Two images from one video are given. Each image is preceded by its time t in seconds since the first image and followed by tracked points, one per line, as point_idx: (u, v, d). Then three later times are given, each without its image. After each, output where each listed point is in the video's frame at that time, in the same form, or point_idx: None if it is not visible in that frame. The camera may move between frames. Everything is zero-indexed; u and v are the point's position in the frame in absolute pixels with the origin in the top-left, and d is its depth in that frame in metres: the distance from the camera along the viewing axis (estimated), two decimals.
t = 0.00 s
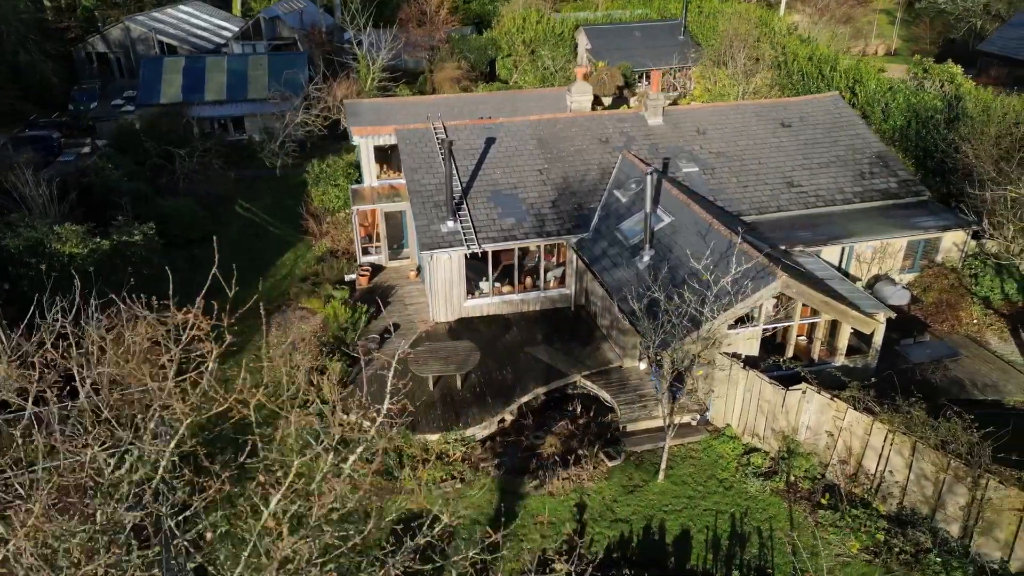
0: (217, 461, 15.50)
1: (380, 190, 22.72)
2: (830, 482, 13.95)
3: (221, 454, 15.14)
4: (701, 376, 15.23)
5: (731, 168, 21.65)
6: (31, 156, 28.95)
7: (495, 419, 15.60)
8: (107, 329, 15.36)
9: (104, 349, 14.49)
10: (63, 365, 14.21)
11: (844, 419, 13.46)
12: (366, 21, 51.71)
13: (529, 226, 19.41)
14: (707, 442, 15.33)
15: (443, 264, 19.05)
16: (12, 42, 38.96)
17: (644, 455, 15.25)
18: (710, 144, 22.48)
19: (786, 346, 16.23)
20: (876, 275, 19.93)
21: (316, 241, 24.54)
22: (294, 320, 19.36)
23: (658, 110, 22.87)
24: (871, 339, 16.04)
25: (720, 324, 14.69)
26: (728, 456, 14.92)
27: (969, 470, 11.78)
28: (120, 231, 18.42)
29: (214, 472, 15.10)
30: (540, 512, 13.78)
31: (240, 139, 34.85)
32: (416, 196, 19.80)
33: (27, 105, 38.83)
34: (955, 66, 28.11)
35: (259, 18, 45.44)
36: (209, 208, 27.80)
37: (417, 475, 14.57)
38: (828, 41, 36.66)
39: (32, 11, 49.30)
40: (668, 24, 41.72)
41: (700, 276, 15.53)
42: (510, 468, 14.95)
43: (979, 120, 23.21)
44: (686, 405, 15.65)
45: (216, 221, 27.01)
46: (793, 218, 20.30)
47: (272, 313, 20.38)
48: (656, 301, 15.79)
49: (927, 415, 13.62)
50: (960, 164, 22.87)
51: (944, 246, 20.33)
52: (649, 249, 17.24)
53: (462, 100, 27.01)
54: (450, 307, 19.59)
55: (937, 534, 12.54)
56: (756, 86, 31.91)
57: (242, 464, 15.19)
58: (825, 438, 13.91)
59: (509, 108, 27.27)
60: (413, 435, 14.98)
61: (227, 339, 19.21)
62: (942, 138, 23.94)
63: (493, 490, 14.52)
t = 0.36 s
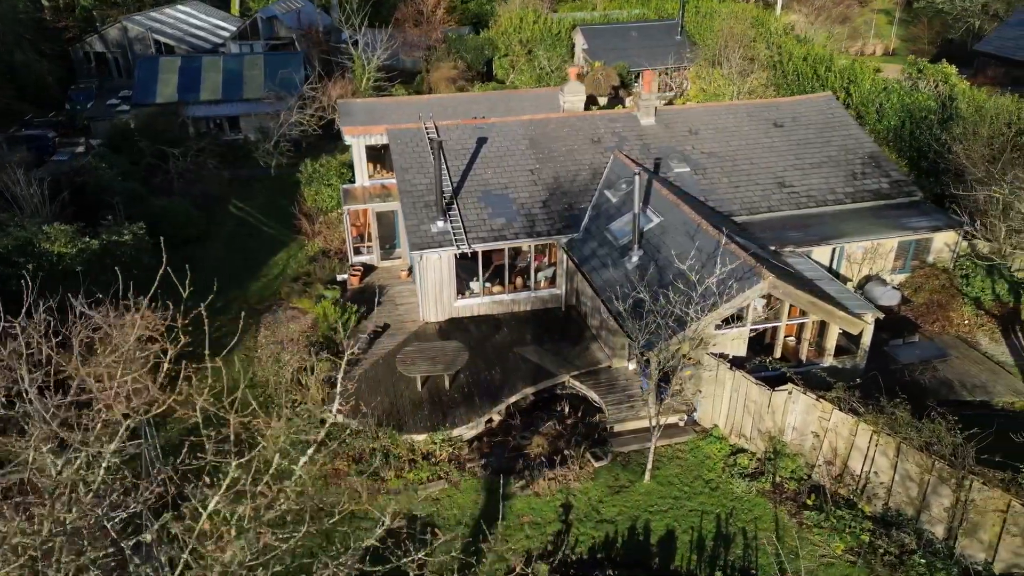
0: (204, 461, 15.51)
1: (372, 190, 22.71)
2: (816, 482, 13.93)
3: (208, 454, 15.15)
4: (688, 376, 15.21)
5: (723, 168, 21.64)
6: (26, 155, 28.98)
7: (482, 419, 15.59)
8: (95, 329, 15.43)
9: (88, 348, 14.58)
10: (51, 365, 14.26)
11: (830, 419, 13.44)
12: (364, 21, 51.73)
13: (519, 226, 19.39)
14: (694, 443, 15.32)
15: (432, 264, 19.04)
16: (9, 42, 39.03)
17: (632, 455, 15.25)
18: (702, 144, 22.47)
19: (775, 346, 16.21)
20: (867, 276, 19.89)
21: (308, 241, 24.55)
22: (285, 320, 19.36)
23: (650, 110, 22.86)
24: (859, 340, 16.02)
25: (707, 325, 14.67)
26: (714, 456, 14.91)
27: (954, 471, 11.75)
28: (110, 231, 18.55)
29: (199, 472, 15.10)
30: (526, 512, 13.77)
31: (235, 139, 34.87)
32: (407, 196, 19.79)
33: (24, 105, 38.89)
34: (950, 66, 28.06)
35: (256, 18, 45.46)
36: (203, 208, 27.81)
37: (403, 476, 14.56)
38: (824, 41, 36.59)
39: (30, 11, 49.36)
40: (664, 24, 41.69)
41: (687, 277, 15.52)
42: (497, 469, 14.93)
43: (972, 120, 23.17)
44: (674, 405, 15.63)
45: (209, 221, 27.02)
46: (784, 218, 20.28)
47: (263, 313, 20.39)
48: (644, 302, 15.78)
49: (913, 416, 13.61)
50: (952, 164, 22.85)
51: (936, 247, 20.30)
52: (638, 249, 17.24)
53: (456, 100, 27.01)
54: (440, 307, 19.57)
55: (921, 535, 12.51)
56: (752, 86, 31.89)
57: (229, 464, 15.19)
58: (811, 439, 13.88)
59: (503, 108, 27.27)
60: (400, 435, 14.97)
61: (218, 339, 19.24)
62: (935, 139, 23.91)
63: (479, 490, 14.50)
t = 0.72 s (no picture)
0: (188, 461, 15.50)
1: (363, 189, 22.71)
2: (801, 483, 13.92)
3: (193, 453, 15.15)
4: (674, 376, 15.24)
5: (713, 168, 21.63)
6: (19, 155, 29.01)
7: (468, 419, 15.59)
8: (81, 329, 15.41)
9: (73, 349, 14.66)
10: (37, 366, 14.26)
11: (814, 420, 13.43)
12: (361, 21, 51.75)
13: (509, 226, 19.38)
14: (680, 443, 15.32)
15: (421, 264, 19.01)
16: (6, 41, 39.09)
17: (617, 456, 15.25)
18: (693, 144, 22.46)
19: (761, 347, 16.19)
20: (857, 276, 19.86)
21: (300, 241, 24.58)
22: (274, 320, 19.39)
23: (642, 110, 22.84)
24: (847, 340, 15.98)
25: (692, 325, 14.65)
26: (700, 457, 14.91)
27: (936, 473, 11.74)
28: (99, 231, 18.61)
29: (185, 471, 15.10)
30: (510, 512, 13.76)
31: (230, 139, 34.89)
32: (396, 196, 19.78)
33: (20, 105, 38.95)
34: (943, 66, 28.04)
35: (253, 18, 45.46)
36: (196, 208, 27.83)
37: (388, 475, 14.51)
38: (820, 41, 36.53)
39: (27, 10, 49.37)
40: (661, 24, 41.69)
41: (674, 277, 15.53)
42: (482, 468, 14.88)
43: (964, 120, 23.14)
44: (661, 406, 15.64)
45: (202, 221, 27.04)
46: (774, 219, 20.26)
47: (253, 313, 20.43)
48: (631, 302, 15.77)
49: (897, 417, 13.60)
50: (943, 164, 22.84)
51: (926, 247, 20.28)
52: (626, 249, 17.24)
53: (449, 101, 27.02)
54: (430, 307, 19.57)
55: (905, 536, 12.48)
56: (746, 86, 31.90)
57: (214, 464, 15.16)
58: (795, 439, 13.85)
59: (496, 108, 27.27)
60: (385, 435, 14.96)
61: (206, 340, 19.26)
62: (927, 139, 23.89)
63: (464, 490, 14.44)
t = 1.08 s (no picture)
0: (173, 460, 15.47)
1: (354, 189, 22.69)
2: (785, 484, 13.90)
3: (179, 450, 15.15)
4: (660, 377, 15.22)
5: (704, 168, 21.62)
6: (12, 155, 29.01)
7: (454, 420, 15.57)
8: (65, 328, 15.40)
9: (56, 348, 14.64)
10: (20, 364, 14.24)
11: (798, 421, 13.40)
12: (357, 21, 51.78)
13: (497, 226, 19.34)
14: (666, 444, 15.31)
15: (410, 264, 18.98)
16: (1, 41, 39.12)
17: (602, 457, 15.23)
18: (684, 144, 22.44)
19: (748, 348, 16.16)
20: (847, 277, 19.81)
21: (292, 241, 24.58)
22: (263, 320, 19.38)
23: (633, 110, 22.82)
24: (833, 341, 15.94)
25: (677, 326, 14.64)
26: (685, 458, 14.89)
27: (917, 474, 11.70)
28: (86, 231, 18.62)
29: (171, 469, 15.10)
30: (493, 513, 13.74)
31: (224, 138, 34.89)
32: (385, 196, 19.76)
33: (16, 105, 38.98)
34: (937, 66, 28.00)
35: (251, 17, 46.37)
36: (189, 208, 27.83)
37: (371, 476, 14.49)
38: (815, 41, 36.48)
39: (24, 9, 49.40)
40: (657, 24, 41.67)
41: (660, 277, 15.51)
42: (466, 469, 14.85)
43: (956, 120, 23.08)
44: (646, 407, 15.62)
45: (194, 221, 27.04)
46: (764, 219, 20.22)
47: (242, 313, 20.42)
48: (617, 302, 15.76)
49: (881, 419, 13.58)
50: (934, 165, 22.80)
51: (916, 248, 20.24)
52: (613, 250, 17.24)
53: (441, 101, 27.02)
54: (418, 307, 19.55)
55: (887, 537, 12.46)
56: (740, 87, 31.90)
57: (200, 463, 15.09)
58: (779, 440, 13.82)
59: (488, 108, 27.25)
60: (370, 435, 14.94)
61: (194, 340, 19.26)
62: (918, 140, 23.85)
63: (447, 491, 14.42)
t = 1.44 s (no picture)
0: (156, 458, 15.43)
1: (344, 189, 22.69)
2: (767, 485, 13.89)
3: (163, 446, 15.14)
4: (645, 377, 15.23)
5: (693, 169, 21.61)
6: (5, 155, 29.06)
7: (439, 420, 15.57)
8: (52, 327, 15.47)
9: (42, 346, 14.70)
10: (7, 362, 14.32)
11: (780, 422, 13.38)
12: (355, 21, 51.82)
13: (485, 226, 19.34)
14: (650, 445, 15.30)
15: (397, 264, 18.97)
16: None
17: (586, 457, 15.22)
18: (674, 145, 22.43)
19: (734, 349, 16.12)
20: (835, 278, 19.79)
21: (283, 241, 24.61)
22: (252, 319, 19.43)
23: (623, 110, 22.81)
24: (819, 342, 15.91)
25: (660, 326, 14.63)
26: (669, 458, 14.88)
27: (898, 475, 11.68)
28: (74, 231, 18.68)
29: (152, 468, 15.07)
30: (475, 514, 13.73)
31: (218, 138, 34.93)
32: (374, 196, 19.76)
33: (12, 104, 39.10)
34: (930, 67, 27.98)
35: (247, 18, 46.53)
36: (181, 208, 27.87)
37: (354, 476, 14.47)
38: (810, 41, 36.45)
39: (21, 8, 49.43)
40: (653, 25, 41.68)
41: (645, 278, 15.53)
42: (449, 468, 14.84)
43: (946, 121, 23.05)
44: (631, 407, 15.63)
45: (186, 220, 27.08)
46: (752, 220, 20.21)
47: (231, 313, 20.45)
48: (602, 302, 15.76)
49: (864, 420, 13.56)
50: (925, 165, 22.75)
51: (905, 249, 20.21)
52: (599, 250, 17.27)
53: (433, 101, 27.02)
54: (406, 307, 19.54)
55: (868, 538, 12.44)
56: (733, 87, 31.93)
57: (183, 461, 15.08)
58: (762, 441, 13.81)
59: (480, 108, 27.25)
60: (354, 435, 14.95)
61: (183, 340, 19.30)
62: (909, 140, 23.83)
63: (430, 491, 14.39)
